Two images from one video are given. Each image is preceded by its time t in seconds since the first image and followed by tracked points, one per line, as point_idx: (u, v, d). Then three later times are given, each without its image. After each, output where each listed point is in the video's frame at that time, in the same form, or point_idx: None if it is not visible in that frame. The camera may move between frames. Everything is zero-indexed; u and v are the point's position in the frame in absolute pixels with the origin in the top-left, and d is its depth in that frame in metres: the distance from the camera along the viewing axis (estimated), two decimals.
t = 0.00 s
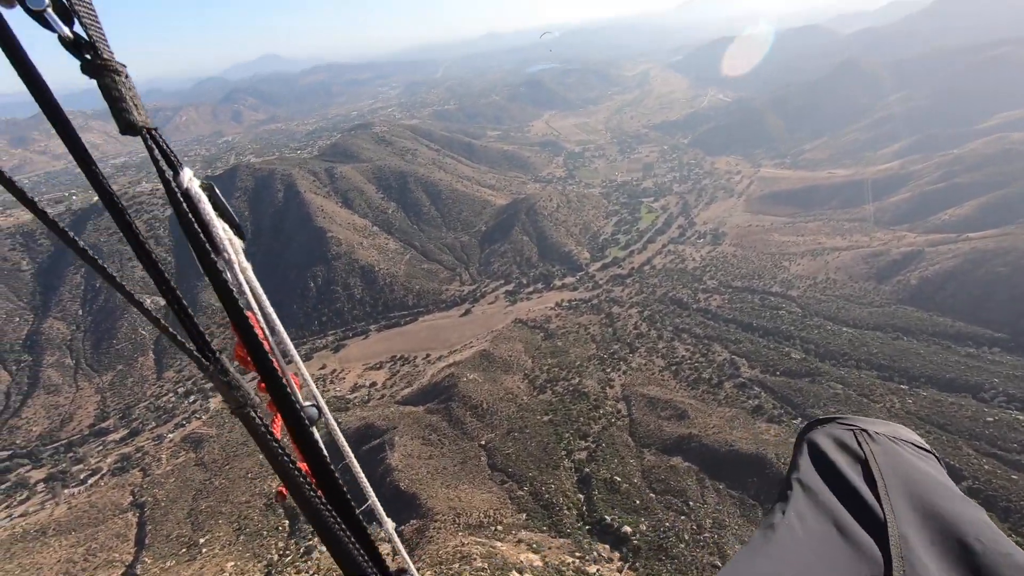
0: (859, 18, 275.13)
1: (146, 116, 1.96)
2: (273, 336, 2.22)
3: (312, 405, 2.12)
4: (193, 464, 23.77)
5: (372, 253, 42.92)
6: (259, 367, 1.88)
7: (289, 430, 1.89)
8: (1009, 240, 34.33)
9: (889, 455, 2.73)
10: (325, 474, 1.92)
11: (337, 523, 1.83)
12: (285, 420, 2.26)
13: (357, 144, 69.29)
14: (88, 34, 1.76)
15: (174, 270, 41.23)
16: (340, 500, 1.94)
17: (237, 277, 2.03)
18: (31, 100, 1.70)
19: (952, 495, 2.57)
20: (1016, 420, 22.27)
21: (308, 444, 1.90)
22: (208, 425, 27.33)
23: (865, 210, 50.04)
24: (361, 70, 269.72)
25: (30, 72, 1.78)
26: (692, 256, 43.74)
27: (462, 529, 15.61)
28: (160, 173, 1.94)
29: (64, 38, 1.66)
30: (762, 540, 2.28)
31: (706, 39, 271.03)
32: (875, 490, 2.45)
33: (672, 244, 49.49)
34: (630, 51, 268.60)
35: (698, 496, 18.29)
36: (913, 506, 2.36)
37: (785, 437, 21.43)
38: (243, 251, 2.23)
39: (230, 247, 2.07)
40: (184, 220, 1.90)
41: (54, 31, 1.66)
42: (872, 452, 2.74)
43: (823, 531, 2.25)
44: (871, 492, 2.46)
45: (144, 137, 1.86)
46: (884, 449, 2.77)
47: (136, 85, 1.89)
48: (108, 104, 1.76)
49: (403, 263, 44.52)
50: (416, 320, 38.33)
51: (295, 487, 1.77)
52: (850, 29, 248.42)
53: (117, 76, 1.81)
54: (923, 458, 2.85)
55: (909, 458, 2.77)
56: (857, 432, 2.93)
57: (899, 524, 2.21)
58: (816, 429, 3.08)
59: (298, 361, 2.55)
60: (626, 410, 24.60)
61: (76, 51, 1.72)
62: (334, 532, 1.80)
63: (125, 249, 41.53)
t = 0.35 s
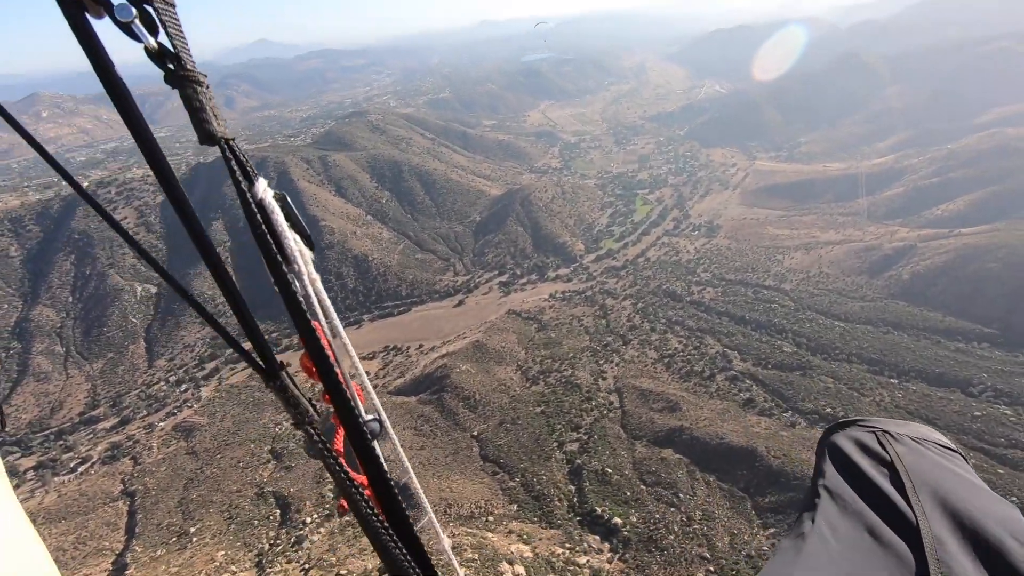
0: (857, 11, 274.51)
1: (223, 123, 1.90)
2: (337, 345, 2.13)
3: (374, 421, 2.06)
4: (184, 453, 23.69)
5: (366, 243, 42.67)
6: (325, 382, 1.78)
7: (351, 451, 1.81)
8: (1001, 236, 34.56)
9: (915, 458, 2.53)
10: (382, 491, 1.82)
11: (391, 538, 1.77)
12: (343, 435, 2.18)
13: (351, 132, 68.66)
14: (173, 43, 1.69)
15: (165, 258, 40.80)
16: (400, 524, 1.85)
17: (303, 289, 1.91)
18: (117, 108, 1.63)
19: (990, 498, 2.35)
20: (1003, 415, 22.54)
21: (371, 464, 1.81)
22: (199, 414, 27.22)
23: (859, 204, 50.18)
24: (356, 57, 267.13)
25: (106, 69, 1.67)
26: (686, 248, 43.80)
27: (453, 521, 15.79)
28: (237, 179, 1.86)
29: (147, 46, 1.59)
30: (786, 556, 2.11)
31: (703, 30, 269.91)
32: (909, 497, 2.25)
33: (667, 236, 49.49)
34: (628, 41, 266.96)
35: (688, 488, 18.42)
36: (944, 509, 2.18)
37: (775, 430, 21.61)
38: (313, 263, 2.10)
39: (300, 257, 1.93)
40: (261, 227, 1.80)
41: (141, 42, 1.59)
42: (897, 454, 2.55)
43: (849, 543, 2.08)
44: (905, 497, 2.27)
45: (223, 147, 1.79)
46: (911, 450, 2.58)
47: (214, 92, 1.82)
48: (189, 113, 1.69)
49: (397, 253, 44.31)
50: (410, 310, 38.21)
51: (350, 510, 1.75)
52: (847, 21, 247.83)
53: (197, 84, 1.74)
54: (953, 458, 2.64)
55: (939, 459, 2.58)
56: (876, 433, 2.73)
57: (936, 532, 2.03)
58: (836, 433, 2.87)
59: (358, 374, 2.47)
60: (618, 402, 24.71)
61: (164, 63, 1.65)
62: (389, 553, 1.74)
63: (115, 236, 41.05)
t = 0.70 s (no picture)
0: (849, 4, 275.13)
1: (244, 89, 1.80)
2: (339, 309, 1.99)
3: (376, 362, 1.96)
4: (170, 446, 23.43)
5: (355, 233, 42.30)
6: (332, 322, 1.68)
7: (359, 389, 1.71)
8: (985, 230, 35.02)
9: (932, 451, 2.47)
10: (385, 432, 1.72)
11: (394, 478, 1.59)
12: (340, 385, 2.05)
13: (339, 121, 67.82)
14: (200, 21, 1.62)
15: (151, 248, 40.19)
16: (408, 471, 1.75)
17: (314, 242, 1.96)
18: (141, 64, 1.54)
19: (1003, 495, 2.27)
20: (985, 407, 22.95)
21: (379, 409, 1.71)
22: (185, 406, 26.94)
23: (847, 198, 50.61)
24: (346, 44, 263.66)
25: (140, 43, 1.58)
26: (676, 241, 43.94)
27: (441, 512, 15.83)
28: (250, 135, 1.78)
29: (182, 20, 1.54)
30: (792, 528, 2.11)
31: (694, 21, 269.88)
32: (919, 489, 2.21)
33: (657, 228, 49.61)
34: (620, 32, 265.89)
35: (675, 480, 18.59)
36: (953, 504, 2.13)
37: (762, 422, 21.86)
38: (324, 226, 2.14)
39: (310, 221, 1.99)
40: (270, 173, 1.72)
41: (172, 17, 1.55)
42: (913, 446, 2.49)
43: (854, 527, 2.05)
44: (914, 486, 2.25)
45: (244, 113, 1.73)
46: (927, 444, 2.50)
47: (234, 61, 1.72)
48: (208, 72, 1.60)
49: (387, 244, 44.01)
50: (399, 302, 38.03)
51: (358, 433, 1.57)
52: (838, 14, 248.67)
53: (220, 53, 1.64)
54: (969, 455, 2.56)
55: (954, 452, 2.51)
56: (894, 425, 2.67)
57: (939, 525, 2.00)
58: (852, 422, 2.84)
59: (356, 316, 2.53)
60: (607, 394, 24.84)
61: (193, 39, 1.59)
62: (400, 495, 1.61)
63: (99, 225, 40.32)
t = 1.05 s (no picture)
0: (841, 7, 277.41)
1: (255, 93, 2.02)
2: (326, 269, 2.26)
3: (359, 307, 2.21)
4: (158, 449, 23.20)
5: (347, 234, 42.08)
6: (325, 273, 1.93)
7: (344, 327, 1.95)
8: (974, 234, 35.30)
9: (927, 461, 2.85)
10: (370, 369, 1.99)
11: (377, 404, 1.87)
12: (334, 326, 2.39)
13: (331, 121, 67.46)
14: (226, 39, 1.91)
15: (139, 249, 39.77)
16: (386, 399, 2.00)
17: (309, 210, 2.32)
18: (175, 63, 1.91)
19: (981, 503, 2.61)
20: (973, 410, 23.14)
21: (362, 347, 1.95)
22: (174, 409, 26.70)
23: (838, 201, 50.92)
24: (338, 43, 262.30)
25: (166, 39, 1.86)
26: (669, 244, 44.08)
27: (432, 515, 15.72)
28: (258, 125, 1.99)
29: (209, 39, 1.80)
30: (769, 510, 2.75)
31: (687, 24, 270.43)
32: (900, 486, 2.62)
33: (650, 230, 49.68)
34: (614, 33, 266.48)
35: (666, 483, 18.61)
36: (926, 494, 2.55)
37: (753, 424, 21.95)
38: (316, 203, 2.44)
39: (305, 187, 2.28)
40: (280, 159, 1.95)
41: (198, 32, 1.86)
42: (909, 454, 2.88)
43: (821, 510, 2.60)
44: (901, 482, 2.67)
45: (256, 108, 1.91)
46: (922, 455, 2.88)
47: (248, 72, 1.98)
48: (229, 76, 1.86)
49: (379, 245, 43.83)
50: (391, 304, 37.91)
51: (344, 365, 1.81)
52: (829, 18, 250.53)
53: (237, 67, 1.92)
54: (967, 469, 2.91)
55: (950, 466, 2.86)
56: (895, 435, 3.12)
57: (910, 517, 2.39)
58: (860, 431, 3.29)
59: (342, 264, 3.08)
60: (599, 396, 24.88)
61: (216, 54, 1.86)
62: (378, 414, 1.85)
63: (87, 225, 39.86)
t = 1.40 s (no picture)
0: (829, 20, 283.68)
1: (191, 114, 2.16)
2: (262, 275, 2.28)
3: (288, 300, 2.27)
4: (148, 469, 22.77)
5: (340, 248, 42.01)
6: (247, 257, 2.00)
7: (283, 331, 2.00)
8: (965, 242, 35.57)
9: (889, 466, 2.85)
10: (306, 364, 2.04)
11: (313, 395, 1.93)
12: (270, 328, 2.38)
13: (325, 136, 67.68)
14: (164, 72, 2.06)
15: (132, 266, 39.51)
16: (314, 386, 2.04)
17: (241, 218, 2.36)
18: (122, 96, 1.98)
19: (932, 512, 2.61)
20: (969, 419, 23.13)
21: (286, 330, 2.00)
22: (165, 427, 26.31)
23: (830, 211, 51.34)
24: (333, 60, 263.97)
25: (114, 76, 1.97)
26: (663, 256, 44.22)
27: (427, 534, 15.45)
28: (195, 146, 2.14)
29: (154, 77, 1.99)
30: (719, 500, 2.70)
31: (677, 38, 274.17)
32: (854, 492, 2.59)
33: (644, 242, 49.85)
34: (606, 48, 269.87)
35: (664, 497, 18.45)
36: (876, 497, 2.55)
37: (750, 436, 21.81)
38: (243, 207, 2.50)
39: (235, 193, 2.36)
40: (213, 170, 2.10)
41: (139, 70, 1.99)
42: (871, 462, 2.87)
43: (781, 504, 2.55)
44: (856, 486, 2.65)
45: (193, 127, 2.10)
46: (883, 461, 2.87)
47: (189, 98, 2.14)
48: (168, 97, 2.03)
49: (373, 259, 43.75)
50: (385, 318, 37.74)
51: (272, 347, 1.83)
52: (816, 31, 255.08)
53: (178, 92, 2.07)
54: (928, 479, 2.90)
55: (910, 474, 2.84)
56: (863, 441, 3.09)
57: (854, 517, 2.40)
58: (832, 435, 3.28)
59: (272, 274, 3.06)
60: (595, 409, 24.71)
61: (161, 85, 2.03)
62: (299, 385, 1.90)
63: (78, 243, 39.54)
